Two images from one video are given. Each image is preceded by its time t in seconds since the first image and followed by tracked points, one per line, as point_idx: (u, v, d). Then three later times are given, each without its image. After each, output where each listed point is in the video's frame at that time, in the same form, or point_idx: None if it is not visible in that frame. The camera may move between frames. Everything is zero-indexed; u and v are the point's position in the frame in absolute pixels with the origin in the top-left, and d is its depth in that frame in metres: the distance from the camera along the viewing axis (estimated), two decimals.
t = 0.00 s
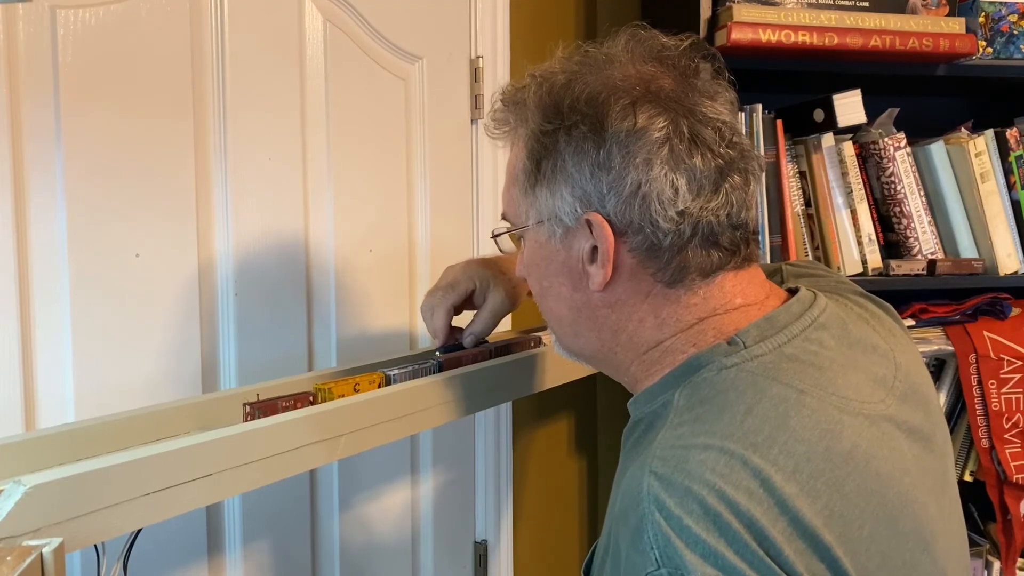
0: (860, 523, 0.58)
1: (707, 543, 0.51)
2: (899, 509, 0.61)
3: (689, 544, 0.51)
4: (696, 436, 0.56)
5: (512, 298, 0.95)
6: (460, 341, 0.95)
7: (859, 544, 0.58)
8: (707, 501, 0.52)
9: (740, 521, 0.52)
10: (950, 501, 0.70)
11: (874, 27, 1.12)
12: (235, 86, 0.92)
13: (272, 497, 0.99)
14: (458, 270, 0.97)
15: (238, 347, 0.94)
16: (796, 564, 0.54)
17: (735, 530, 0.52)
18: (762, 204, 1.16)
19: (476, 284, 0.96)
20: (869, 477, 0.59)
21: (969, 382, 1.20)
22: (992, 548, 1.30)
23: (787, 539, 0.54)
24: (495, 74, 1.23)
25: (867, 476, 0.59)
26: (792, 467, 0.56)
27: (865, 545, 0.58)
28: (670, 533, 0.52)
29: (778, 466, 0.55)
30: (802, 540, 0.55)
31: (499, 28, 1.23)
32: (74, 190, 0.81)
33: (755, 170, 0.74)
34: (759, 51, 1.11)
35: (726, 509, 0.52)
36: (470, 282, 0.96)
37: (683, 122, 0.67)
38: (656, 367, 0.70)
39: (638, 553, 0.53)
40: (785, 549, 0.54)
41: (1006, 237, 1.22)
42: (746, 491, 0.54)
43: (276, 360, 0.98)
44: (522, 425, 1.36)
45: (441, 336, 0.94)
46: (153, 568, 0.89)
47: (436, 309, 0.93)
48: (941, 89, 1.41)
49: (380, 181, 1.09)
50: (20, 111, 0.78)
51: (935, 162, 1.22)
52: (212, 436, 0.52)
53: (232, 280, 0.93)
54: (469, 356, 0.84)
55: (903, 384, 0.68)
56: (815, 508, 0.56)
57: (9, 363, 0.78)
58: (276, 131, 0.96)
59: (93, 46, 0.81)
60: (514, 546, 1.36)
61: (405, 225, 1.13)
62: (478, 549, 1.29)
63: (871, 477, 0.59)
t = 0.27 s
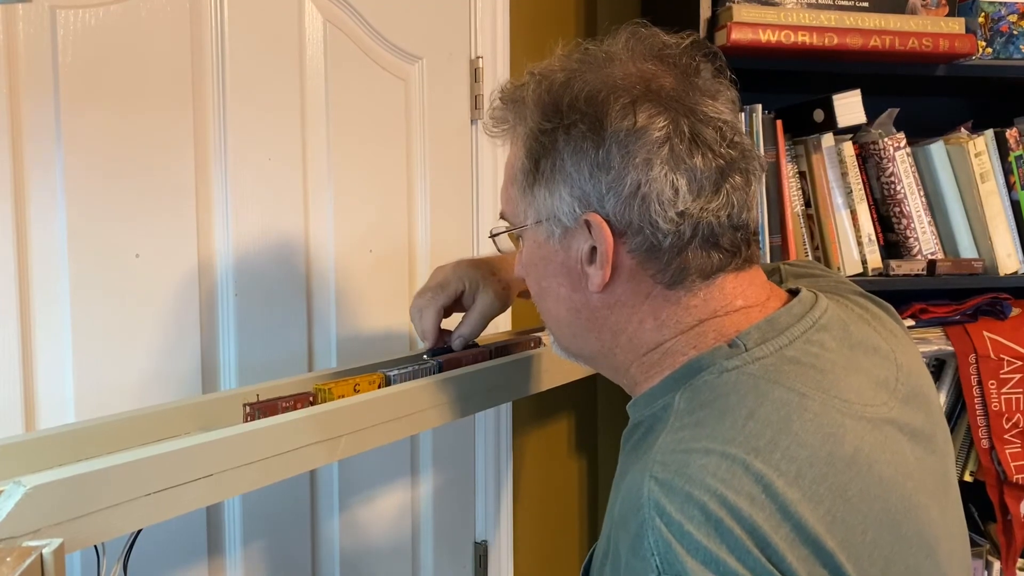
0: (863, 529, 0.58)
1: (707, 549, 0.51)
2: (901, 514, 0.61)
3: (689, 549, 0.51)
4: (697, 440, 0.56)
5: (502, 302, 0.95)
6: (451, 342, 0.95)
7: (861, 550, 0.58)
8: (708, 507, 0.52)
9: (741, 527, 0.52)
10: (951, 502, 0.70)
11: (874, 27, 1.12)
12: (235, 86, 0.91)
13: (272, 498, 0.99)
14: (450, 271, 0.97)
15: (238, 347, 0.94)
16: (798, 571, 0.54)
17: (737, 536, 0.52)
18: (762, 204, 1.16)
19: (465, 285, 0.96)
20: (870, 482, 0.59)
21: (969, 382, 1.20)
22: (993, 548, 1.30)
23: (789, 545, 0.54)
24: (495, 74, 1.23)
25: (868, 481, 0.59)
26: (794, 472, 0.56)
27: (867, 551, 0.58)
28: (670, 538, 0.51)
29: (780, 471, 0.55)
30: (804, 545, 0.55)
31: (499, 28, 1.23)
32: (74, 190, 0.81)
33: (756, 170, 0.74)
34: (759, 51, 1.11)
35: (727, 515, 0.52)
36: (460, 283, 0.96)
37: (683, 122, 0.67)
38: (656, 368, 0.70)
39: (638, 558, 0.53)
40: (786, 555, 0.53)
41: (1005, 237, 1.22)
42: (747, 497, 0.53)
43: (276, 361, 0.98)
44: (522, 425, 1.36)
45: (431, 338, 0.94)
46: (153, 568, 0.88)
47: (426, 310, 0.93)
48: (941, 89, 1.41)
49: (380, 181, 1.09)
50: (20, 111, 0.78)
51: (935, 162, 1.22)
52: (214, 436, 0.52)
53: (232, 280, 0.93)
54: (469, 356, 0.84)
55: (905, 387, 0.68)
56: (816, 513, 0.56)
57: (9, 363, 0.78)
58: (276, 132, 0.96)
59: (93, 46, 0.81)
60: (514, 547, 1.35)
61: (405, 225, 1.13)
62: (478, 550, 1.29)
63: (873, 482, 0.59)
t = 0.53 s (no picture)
0: (870, 534, 0.58)
1: (712, 554, 0.51)
2: (909, 519, 0.61)
3: (694, 555, 0.51)
4: (701, 444, 0.56)
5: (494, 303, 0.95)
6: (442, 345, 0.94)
7: (869, 557, 0.58)
8: (712, 512, 0.52)
9: (747, 532, 0.52)
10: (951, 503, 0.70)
11: (874, 27, 1.12)
12: (235, 87, 0.92)
13: (272, 498, 0.99)
14: (440, 273, 0.96)
15: (238, 348, 0.94)
16: None
17: (742, 542, 0.52)
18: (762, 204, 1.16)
19: (457, 286, 0.95)
20: (877, 487, 0.59)
21: (970, 382, 1.20)
22: (993, 548, 1.30)
23: (796, 551, 0.54)
24: (496, 74, 1.23)
25: (875, 486, 0.59)
26: (800, 477, 0.56)
27: (874, 556, 0.58)
28: (674, 544, 0.52)
29: (786, 476, 0.55)
30: (811, 551, 0.55)
31: (499, 28, 1.23)
32: (74, 190, 0.81)
33: (758, 171, 0.73)
34: (759, 51, 1.11)
35: (733, 520, 0.52)
36: (451, 284, 0.95)
37: (683, 121, 0.66)
38: (659, 370, 0.70)
39: (641, 563, 0.53)
40: (793, 560, 0.54)
41: (1006, 237, 1.22)
42: (754, 503, 0.54)
43: (276, 361, 0.98)
44: (522, 425, 1.36)
45: (422, 340, 0.93)
46: (154, 568, 0.88)
47: (417, 312, 0.93)
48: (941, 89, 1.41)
49: (380, 181, 1.09)
50: (20, 111, 0.78)
51: (935, 162, 1.22)
52: (214, 436, 0.53)
53: (232, 280, 0.93)
54: (469, 356, 0.84)
55: (910, 389, 0.68)
56: (823, 519, 0.56)
57: (9, 364, 0.78)
58: (275, 132, 0.96)
59: (93, 46, 0.81)
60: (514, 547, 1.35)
61: (405, 224, 1.13)
62: (478, 550, 1.29)
63: (880, 486, 0.59)
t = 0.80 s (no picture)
0: (877, 537, 0.58)
1: (716, 558, 0.51)
2: (915, 521, 0.61)
3: (698, 559, 0.51)
4: (706, 447, 0.56)
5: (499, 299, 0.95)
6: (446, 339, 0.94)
7: (875, 559, 0.58)
8: (717, 515, 0.52)
9: (752, 535, 0.52)
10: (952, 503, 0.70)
11: (874, 27, 1.12)
12: (235, 87, 0.92)
13: (272, 498, 0.99)
14: (446, 266, 0.95)
15: (237, 348, 0.94)
16: None
17: (747, 546, 0.52)
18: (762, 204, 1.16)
19: (463, 280, 0.95)
20: (882, 489, 0.59)
21: (970, 382, 1.20)
22: (993, 547, 1.30)
23: (800, 555, 0.54)
24: (496, 74, 1.23)
25: (881, 488, 0.59)
26: (805, 479, 0.56)
27: (880, 559, 0.59)
28: (678, 548, 0.52)
29: (791, 479, 0.55)
30: (815, 554, 0.55)
31: (499, 28, 1.23)
32: (74, 190, 0.81)
33: (760, 172, 0.71)
34: (759, 51, 1.11)
35: (737, 523, 0.52)
36: (457, 278, 0.94)
37: (679, 123, 0.65)
38: (660, 371, 0.70)
39: (646, 566, 0.53)
40: (798, 563, 0.54)
41: (1006, 237, 1.22)
42: (759, 506, 0.54)
43: (276, 361, 0.98)
44: (522, 425, 1.36)
45: (427, 331, 0.92)
46: (153, 568, 0.89)
47: (424, 304, 0.92)
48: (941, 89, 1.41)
49: (379, 181, 1.09)
50: (20, 112, 0.78)
51: (935, 162, 1.22)
52: (213, 436, 0.53)
53: (232, 280, 0.93)
54: (469, 356, 0.85)
55: (915, 390, 0.68)
56: (829, 523, 0.56)
57: (9, 364, 0.78)
58: (275, 132, 0.96)
59: (93, 46, 0.81)
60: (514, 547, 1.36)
61: (404, 225, 1.13)
62: (478, 550, 1.29)
63: (885, 488, 0.59)
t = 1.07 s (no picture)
0: (880, 541, 0.58)
1: (719, 563, 0.51)
2: (918, 525, 0.61)
3: (701, 564, 0.51)
4: (708, 450, 0.56)
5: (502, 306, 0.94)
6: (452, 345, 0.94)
7: (877, 564, 0.58)
8: (719, 520, 0.52)
9: (755, 540, 0.52)
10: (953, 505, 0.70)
11: (874, 27, 1.12)
12: (235, 87, 0.92)
13: (272, 498, 0.99)
14: (451, 273, 0.95)
15: (238, 348, 0.94)
16: None
17: (750, 550, 0.52)
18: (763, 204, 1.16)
19: (467, 286, 0.94)
20: (885, 493, 0.59)
21: (970, 382, 1.20)
22: (992, 548, 1.29)
23: (803, 559, 0.54)
24: (496, 74, 1.23)
25: (884, 492, 0.59)
26: (808, 483, 0.56)
27: (882, 563, 0.59)
28: (681, 553, 0.51)
29: (793, 483, 0.55)
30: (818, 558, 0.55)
31: (499, 28, 1.23)
32: (74, 189, 0.81)
33: (759, 172, 0.70)
34: (759, 51, 1.11)
35: (740, 528, 0.52)
36: (462, 284, 0.94)
37: (671, 124, 0.64)
38: (663, 373, 0.69)
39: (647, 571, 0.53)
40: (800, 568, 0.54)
41: (1006, 237, 1.22)
42: (761, 510, 0.53)
43: (276, 361, 0.98)
44: (522, 425, 1.36)
45: (433, 339, 0.94)
46: (154, 568, 0.88)
47: (428, 312, 0.92)
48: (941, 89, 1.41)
49: (380, 181, 1.09)
50: (20, 111, 0.78)
51: (935, 162, 1.22)
52: (213, 436, 0.53)
53: (232, 280, 0.93)
54: (469, 356, 0.85)
55: (919, 393, 0.68)
56: (832, 527, 0.56)
57: (9, 364, 0.78)
58: (275, 132, 0.96)
59: (93, 46, 0.81)
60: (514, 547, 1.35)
61: (405, 225, 1.13)
62: (478, 550, 1.29)
63: (889, 492, 0.59)
